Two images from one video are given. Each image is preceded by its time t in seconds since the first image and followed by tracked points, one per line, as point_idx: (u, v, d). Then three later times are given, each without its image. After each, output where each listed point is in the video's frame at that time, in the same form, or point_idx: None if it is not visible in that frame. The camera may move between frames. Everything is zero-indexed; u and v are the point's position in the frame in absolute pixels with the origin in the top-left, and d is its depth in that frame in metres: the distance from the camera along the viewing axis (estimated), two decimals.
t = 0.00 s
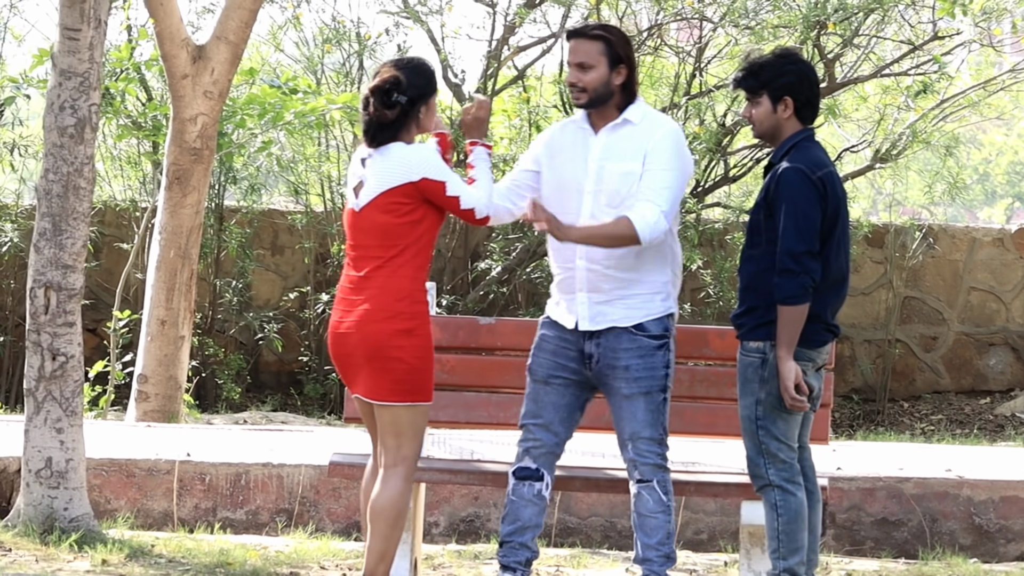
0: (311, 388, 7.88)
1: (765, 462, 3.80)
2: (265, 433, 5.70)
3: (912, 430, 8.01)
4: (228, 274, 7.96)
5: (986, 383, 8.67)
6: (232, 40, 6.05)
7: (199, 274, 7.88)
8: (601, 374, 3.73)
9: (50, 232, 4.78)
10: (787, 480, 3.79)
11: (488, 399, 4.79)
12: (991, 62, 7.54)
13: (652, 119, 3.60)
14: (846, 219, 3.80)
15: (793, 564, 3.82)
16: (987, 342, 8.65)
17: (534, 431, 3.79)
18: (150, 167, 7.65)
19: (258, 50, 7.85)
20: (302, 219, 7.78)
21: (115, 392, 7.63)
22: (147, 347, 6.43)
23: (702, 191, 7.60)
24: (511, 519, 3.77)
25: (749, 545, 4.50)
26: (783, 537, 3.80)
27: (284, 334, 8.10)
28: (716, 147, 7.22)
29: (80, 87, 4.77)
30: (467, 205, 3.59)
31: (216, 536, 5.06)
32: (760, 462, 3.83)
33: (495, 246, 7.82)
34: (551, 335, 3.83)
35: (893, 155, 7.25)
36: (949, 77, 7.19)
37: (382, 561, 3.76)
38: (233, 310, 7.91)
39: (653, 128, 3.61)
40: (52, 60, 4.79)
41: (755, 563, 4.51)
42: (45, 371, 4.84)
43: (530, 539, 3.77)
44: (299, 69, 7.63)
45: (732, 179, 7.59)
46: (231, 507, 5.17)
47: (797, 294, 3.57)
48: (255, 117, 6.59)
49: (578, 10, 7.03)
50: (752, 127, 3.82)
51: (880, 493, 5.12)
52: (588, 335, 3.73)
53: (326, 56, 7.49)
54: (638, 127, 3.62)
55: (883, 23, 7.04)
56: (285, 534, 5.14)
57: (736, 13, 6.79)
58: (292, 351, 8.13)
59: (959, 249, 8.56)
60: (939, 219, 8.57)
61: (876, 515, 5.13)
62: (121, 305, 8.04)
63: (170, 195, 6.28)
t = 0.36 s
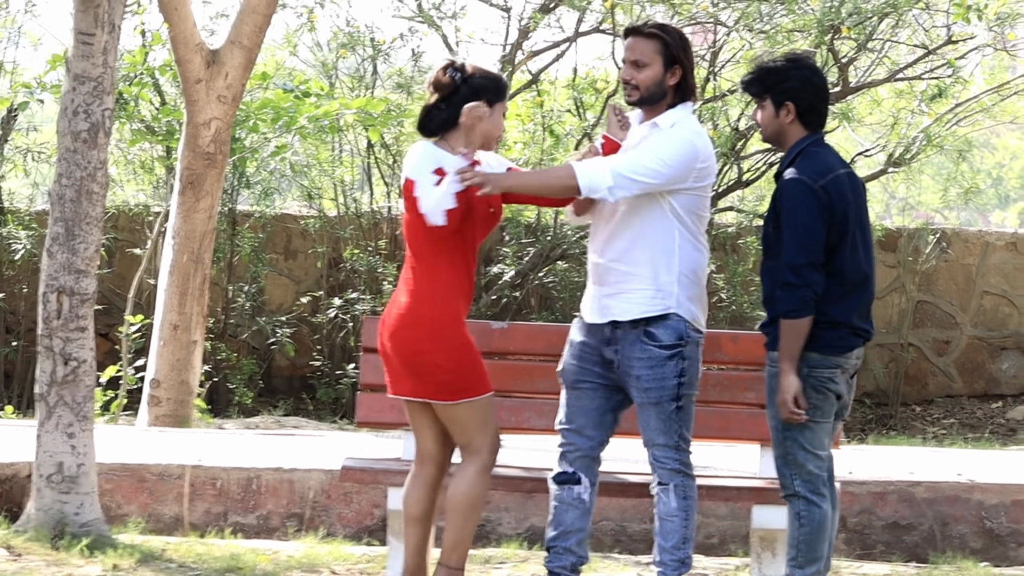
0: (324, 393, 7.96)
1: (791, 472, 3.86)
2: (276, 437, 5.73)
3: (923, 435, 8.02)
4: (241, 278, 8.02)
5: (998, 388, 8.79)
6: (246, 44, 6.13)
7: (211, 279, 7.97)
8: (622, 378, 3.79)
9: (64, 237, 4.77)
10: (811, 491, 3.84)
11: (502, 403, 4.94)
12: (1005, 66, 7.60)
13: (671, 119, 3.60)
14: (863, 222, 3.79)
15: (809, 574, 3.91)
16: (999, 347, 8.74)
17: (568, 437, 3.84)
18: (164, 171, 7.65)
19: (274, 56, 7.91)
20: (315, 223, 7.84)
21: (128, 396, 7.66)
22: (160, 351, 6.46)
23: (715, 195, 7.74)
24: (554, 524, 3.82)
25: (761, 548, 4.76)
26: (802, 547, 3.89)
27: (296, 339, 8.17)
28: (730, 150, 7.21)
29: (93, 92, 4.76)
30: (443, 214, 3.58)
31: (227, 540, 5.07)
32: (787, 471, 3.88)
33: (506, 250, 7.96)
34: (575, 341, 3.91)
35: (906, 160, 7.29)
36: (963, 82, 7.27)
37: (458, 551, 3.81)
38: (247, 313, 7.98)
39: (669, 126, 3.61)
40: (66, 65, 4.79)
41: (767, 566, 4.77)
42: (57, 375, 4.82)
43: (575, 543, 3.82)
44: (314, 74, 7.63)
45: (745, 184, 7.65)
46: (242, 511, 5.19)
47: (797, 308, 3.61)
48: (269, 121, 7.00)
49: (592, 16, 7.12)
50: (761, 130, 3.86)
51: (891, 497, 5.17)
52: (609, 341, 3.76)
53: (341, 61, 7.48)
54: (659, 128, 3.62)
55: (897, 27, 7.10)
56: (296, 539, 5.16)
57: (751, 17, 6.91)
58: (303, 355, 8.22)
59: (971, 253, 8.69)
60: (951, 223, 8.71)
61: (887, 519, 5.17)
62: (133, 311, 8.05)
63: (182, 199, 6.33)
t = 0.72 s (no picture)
0: (230, 395, 7.75)
1: (700, 477, 3.88)
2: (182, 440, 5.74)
3: (830, 435, 7.83)
4: (148, 280, 7.85)
5: (904, 389, 8.49)
6: (151, 45, 6.11)
7: (117, 281, 7.80)
8: (536, 383, 3.80)
9: None
10: (721, 495, 3.87)
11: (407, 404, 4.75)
12: (910, 68, 7.45)
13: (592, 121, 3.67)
14: (782, 228, 3.82)
15: None
16: (906, 348, 8.47)
17: (478, 446, 3.87)
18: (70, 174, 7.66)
19: (178, 57, 7.70)
20: (221, 225, 7.71)
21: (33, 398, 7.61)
22: (66, 353, 6.46)
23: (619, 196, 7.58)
24: (466, 531, 3.90)
25: (667, 550, 4.53)
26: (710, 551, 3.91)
27: (203, 340, 7.96)
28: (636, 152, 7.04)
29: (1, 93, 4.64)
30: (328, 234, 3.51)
31: (134, 542, 5.07)
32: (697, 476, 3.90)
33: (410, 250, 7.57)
34: (483, 348, 3.88)
35: (812, 162, 7.05)
36: (868, 84, 7.10)
37: (365, 560, 3.67)
38: (154, 315, 7.79)
39: (595, 128, 3.67)
40: None
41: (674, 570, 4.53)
42: None
43: (487, 550, 3.90)
44: (219, 76, 7.50)
45: (651, 186, 7.42)
46: (149, 513, 5.18)
47: (699, 310, 3.64)
48: (174, 123, 6.51)
49: (498, 17, 6.98)
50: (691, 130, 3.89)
51: (799, 498, 5.16)
52: (521, 345, 3.78)
53: (246, 62, 7.34)
54: (578, 126, 3.69)
55: (802, 29, 7.04)
56: (203, 541, 5.17)
57: (657, 19, 6.75)
58: (210, 357, 8.00)
59: (877, 254, 8.44)
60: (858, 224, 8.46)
61: (795, 520, 5.16)
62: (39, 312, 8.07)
63: (89, 201, 6.31)
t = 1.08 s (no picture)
0: (207, 400, 7.73)
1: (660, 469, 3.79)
2: (160, 445, 5.75)
3: (808, 441, 7.71)
4: (126, 285, 7.88)
5: (881, 395, 8.50)
6: (128, 50, 6.14)
7: (94, 286, 7.79)
8: (524, 387, 3.73)
9: None
10: (674, 484, 3.77)
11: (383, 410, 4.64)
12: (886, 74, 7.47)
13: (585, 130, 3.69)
14: (800, 231, 3.71)
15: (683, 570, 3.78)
16: (883, 354, 8.48)
17: (461, 450, 3.78)
18: (47, 179, 7.63)
19: (156, 62, 7.68)
20: (198, 230, 7.74)
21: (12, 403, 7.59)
22: (43, 358, 6.46)
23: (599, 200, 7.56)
24: (444, 535, 3.79)
25: (645, 556, 4.46)
26: (671, 542, 3.78)
27: (180, 346, 7.97)
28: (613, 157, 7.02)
29: None
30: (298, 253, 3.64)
31: (112, 547, 5.05)
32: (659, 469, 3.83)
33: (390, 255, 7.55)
34: (471, 353, 3.78)
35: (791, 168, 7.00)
36: (845, 90, 7.12)
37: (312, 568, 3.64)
38: (131, 321, 7.78)
39: (589, 139, 3.70)
40: None
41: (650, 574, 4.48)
42: None
43: (464, 555, 3.79)
44: (197, 82, 7.45)
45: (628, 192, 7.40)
46: (127, 518, 5.18)
47: (719, 300, 3.57)
48: (153, 127, 6.53)
49: (475, 23, 6.93)
50: (708, 136, 3.79)
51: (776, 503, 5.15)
52: (513, 348, 3.71)
53: (224, 68, 7.34)
54: (570, 136, 3.70)
55: (780, 34, 6.94)
56: (180, 546, 5.16)
57: (634, 25, 6.67)
58: (187, 362, 8.01)
59: (855, 260, 8.41)
60: (835, 230, 8.46)
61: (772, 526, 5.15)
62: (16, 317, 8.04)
63: (66, 206, 6.31)
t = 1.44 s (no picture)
0: (198, 398, 7.73)
1: (680, 478, 3.78)
2: (151, 443, 5.74)
3: (798, 439, 7.76)
4: (116, 283, 7.87)
5: (872, 392, 8.50)
6: (119, 48, 6.15)
7: (85, 284, 7.78)
8: (522, 384, 3.69)
9: None
10: (698, 496, 3.75)
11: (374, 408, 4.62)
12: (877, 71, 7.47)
13: (596, 135, 3.64)
14: (789, 228, 3.72)
15: None
16: (873, 351, 8.48)
17: (453, 446, 3.75)
18: (37, 177, 7.61)
19: (146, 60, 7.68)
20: (188, 228, 7.73)
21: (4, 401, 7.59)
22: (33, 356, 6.45)
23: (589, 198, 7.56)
24: (435, 532, 3.75)
25: (635, 554, 4.45)
26: (692, 555, 3.76)
27: (170, 343, 7.98)
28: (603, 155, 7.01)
29: None
30: (315, 232, 3.56)
31: (102, 545, 5.05)
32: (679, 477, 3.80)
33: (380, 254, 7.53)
34: (470, 348, 3.74)
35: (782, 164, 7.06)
36: (835, 87, 7.13)
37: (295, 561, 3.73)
38: (121, 319, 7.79)
39: (598, 144, 3.65)
40: None
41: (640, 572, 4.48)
42: None
43: (456, 551, 3.75)
44: (186, 79, 7.44)
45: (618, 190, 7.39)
46: (117, 517, 5.17)
47: (726, 305, 3.54)
48: (143, 125, 6.53)
49: (467, 20, 6.99)
50: (695, 134, 3.78)
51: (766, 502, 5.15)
52: (512, 346, 3.66)
53: (214, 66, 7.34)
54: (580, 141, 3.65)
55: (769, 32, 6.95)
56: (171, 544, 5.16)
57: (624, 23, 6.62)
58: (178, 360, 8.02)
59: (845, 258, 8.40)
60: (825, 228, 8.45)
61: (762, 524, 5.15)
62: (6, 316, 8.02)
63: (56, 204, 6.31)
